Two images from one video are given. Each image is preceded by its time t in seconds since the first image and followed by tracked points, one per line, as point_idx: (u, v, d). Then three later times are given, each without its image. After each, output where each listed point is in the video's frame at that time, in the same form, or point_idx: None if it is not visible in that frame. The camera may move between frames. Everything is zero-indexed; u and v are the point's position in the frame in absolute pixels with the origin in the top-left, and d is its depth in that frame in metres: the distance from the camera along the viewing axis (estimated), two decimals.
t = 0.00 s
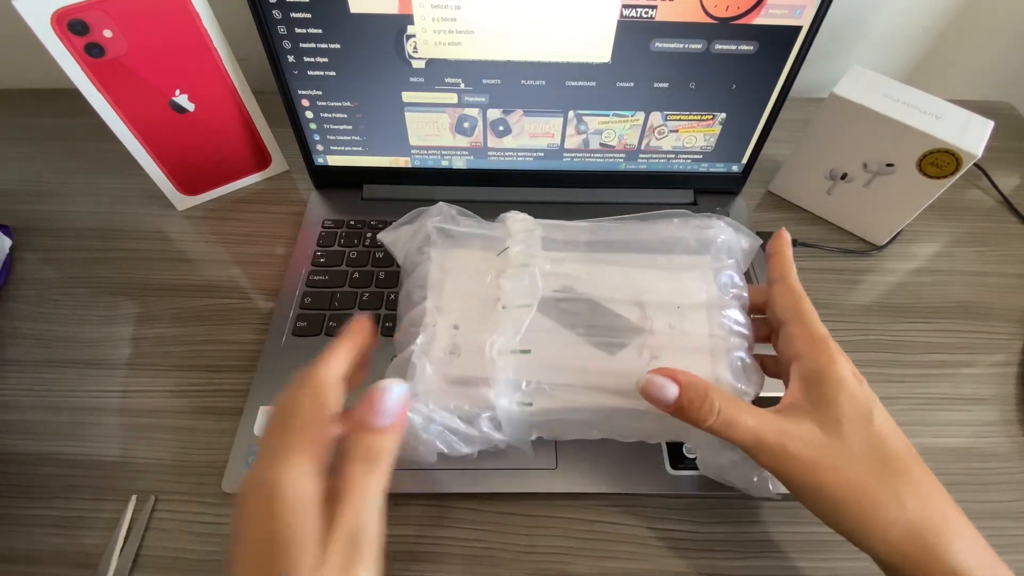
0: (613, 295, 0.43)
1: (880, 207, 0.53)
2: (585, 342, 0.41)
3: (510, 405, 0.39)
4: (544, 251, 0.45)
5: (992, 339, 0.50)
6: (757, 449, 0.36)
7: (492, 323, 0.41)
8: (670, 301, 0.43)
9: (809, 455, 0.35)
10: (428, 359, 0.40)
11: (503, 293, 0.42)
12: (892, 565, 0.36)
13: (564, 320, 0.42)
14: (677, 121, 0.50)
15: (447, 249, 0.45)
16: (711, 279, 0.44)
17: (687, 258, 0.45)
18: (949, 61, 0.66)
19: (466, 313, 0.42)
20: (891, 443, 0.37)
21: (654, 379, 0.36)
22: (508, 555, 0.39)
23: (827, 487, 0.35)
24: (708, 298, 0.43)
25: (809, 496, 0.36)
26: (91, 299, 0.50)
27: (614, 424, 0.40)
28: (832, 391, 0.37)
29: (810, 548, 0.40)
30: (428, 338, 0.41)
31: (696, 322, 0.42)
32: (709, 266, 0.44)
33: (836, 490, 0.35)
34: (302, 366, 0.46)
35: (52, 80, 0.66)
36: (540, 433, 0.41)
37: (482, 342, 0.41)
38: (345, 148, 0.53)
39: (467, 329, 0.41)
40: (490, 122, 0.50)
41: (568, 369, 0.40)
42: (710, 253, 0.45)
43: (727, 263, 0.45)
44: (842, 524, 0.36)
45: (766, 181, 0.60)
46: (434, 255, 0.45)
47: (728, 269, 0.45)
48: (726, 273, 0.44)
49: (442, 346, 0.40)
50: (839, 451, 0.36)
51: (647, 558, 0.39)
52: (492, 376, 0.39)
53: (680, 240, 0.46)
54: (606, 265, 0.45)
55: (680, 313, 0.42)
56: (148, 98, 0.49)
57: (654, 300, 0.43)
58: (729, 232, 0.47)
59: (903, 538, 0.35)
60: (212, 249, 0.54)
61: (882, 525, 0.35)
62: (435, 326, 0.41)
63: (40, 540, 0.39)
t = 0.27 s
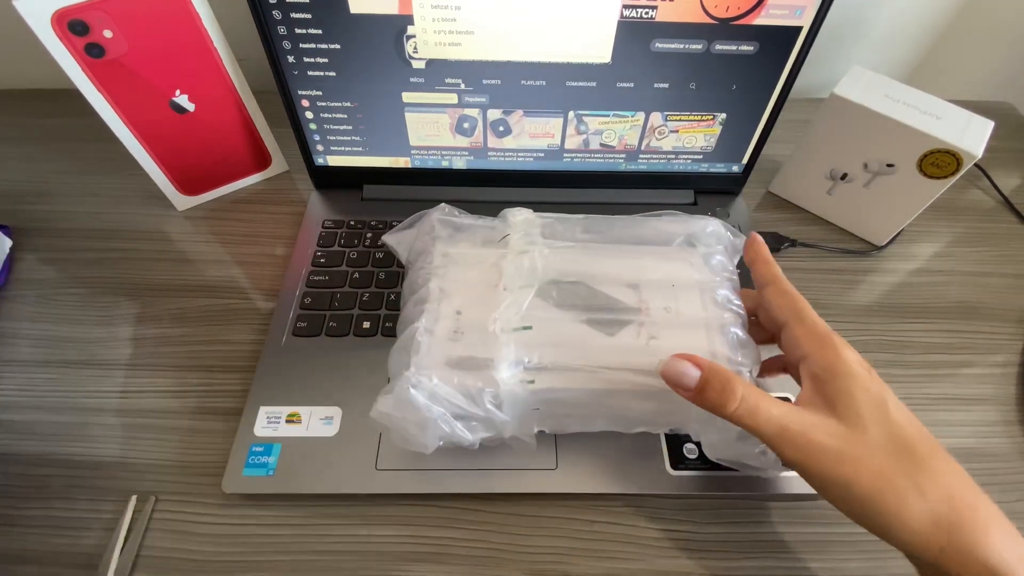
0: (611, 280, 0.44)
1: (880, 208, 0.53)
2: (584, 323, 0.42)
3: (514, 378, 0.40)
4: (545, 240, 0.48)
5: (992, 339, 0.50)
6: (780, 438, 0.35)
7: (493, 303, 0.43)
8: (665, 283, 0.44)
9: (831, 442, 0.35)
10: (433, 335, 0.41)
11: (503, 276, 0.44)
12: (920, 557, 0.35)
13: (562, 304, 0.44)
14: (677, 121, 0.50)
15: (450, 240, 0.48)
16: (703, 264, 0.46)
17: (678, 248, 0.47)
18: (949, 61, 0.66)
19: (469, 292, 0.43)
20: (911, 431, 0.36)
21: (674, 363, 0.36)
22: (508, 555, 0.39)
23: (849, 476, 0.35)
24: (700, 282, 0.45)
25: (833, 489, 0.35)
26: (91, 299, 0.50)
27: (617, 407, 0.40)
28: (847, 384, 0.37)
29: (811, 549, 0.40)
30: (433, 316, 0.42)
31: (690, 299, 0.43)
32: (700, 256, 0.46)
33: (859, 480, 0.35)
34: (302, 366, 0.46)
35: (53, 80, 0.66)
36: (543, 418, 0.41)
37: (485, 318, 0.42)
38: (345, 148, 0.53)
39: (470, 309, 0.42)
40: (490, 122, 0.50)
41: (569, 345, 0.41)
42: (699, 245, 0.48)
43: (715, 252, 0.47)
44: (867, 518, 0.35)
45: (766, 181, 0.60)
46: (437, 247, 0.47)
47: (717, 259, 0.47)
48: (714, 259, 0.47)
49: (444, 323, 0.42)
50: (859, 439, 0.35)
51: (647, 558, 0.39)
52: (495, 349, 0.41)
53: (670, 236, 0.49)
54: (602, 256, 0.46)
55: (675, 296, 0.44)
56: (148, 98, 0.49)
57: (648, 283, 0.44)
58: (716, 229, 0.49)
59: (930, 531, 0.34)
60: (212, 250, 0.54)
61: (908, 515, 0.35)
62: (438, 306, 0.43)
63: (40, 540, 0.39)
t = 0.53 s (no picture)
0: (612, 279, 0.45)
1: (880, 208, 0.53)
2: (584, 320, 0.42)
3: (513, 377, 0.40)
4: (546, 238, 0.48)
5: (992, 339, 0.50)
6: (863, 394, 0.31)
7: (494, 302, 0.43)
8: (665, 282, 0.44)
9: (944, 409, 0.30)
10: (434, 333, 0.42)
11: (504, 275, 0.44)
12: None
13: (562, 301, 0.44)
14: (677, 121, 0.50)
15: (450, 238, 0.48)
16: (702, 264, 0.46)
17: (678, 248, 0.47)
18: (948, 61, 0.66)
19: (470, 291, 0.44)
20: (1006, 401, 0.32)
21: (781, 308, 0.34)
22: (508, 555, 0.39)
23: (950, 444, 0.29)
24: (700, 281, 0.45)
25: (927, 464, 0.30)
26: (91, 299, 0.50)
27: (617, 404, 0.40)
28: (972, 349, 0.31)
29: (811, 548, 0.40)
30: (434, 315, 0.42)
31: (690, 299, 0.43)
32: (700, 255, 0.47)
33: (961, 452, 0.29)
34: (302, 366, 0.46)
35: (52, 80, 0.66)
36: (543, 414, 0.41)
37: (486, 316, 0.42)
38: (345, 148, 0.53)
39: (471, 308, 0.43)
40: (490, 122, 0.50)
41: (569, 343, 0.41)
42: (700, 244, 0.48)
43: (715, 252, 0.47)
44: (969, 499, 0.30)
45: (766, 181, 0.60)
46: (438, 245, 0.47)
47: (717, 258, 0.47)
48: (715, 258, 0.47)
49: (444, 322, 0.42)
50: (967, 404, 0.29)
51: (647, 558, 0.39)
52: (496, 346, 0.41)
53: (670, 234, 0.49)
54: (601, 254, 0.47)
55: (676, 295, 0.44)
56: (148, 98, 0.49)
57: (648, 282, 0.44)
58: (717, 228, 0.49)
59: None
60: (212, 250, 0.54)
61: None
62: (438, 305, 0.43)
63: (40, 540, 0.39)
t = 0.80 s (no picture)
0: (611, 279, 0.45)
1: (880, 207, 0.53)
2: (584, 320, 0.42)
3: (513, 378, 0.40)
4: (545, 238, 0.48)
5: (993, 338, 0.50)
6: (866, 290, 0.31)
7: (495, 301, 0.43)
8: (665, 283, 0.44)
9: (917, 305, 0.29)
10: (433, 333, 0.42)
11: (505, 275, 0.45)
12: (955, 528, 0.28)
13: (561, 299, 0.44)
14: (677, 121, 0.50)
15: (450, 237, 0.48)
16: (702, 263, 0.46)
17: (679, 248, 0.47)
18: (949, 61, 0.66)
19: (470, 291, 0.44)
20: None
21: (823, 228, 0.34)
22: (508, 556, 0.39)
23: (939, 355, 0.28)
24: (700, 281, 0.45)
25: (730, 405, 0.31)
26: (91, 299, 0.50)
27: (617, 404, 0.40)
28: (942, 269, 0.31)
29: (812, 548, 0.40)
30: (434, 314, 0.43)
31: (689, 301, 0.43)
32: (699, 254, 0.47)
33: (912, 405, 0.28)
34: (302, 366, 0.46)
35: (53, 81, 0.66)
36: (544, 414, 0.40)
37: (486, 316, 0.42)
38: (345, 148, 0.53)
39: (471, 308, 0.43)
40: (490, 122, 0.50)
41: (570, 343, 0.41)
42: (699, 244, 0.47)
43: (716, 252, 0.47)
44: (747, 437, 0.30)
45: (766, 181, 0.60)
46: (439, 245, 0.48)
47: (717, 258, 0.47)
48: (715, 256, 0.47)
49: (444, 322, 0.42)
50: (933, 360, 0.28)
51: (647, 558, 0.39)
52: (496, 346, 0.41)
53: (670, 234, 0.49)
54: (600, 253, 0.47)
55: (675, 296, 0.44)
56: (148, 98, 0.49)
57: (647, 283, 0.44)
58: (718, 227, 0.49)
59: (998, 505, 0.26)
60: (212, 250, 0.54)
61: (980, 478, 0.27)
62: (439, 304, 0.43)
63: (40, 540, 0.39)
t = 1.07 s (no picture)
0: (609, 277, 0.45)
1: (880, 206, 0.53)
2: (584, 318, 0.42)
3: (518, 374, 0.40)
4: (544, 237, 0.48)
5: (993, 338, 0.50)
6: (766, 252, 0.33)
7: (495, 300, 0.43)
8: (664, 281, 0.44)
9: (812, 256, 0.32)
10: (433, 332, 0.42)
11: (503, 273, 0.44)
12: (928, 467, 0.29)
13: (561, 296, 0.44)
14: (677, 121, 0.50)
15: (450, 237, 0.48)
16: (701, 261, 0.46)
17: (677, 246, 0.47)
18: (949, 61, 0.66)
19: (470, 290, 0.44)
20: (947, 304, 0.30)
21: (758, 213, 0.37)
22: (508, 556, 0.39)
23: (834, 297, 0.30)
24: (699, 278, 0.45)
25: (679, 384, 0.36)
26: (91, 299, 0.50)
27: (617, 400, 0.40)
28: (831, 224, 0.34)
29: (812, 548, 0.40)
30: (433, 314, 0.42)
31: (689, 299, 0.43)
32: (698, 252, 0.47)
33: (820, 363, 0.31)
34: (302, 366, 0.46)
35: (53, 81, 0.66)
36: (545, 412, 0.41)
37: (485, 316, 0.42)
38: (345, 148, 0.53)
39: (470, 307, 0.43)
40: (490, 122, 0.50)
41: (571, 341, 0.41)
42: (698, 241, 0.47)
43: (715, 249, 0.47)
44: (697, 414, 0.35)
45: (766, 181, 0.60)
46: (437, 246, 0.48)
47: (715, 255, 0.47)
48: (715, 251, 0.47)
49: (443, 320, 0.42)
50: (825, 318, 0.31)
51: (646, 558, 0.39)
52: (495, 345, 0.41)
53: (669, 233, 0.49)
54: (600, 251, 0.47)
55: (675, 294, 0.44)
56: (148, 98, 0.49)
57: (647, 281, 0.44)
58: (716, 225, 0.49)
59: (940, 439, 0.28)
60: (212, 250, 0.54)
61: (908, 417, 0.29)
62: (438, 303, 0.43)
63: (40, 540, 0.39)
